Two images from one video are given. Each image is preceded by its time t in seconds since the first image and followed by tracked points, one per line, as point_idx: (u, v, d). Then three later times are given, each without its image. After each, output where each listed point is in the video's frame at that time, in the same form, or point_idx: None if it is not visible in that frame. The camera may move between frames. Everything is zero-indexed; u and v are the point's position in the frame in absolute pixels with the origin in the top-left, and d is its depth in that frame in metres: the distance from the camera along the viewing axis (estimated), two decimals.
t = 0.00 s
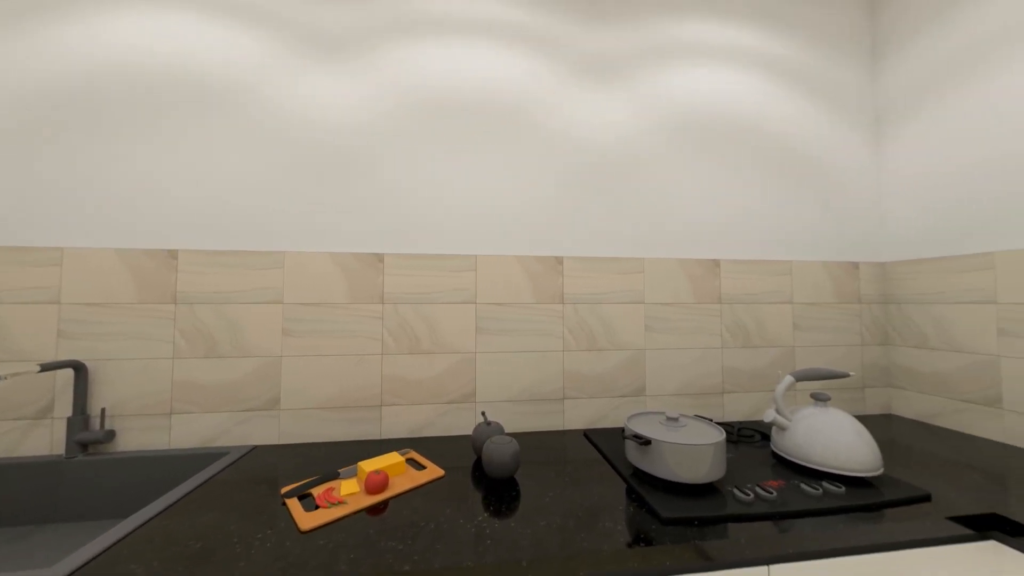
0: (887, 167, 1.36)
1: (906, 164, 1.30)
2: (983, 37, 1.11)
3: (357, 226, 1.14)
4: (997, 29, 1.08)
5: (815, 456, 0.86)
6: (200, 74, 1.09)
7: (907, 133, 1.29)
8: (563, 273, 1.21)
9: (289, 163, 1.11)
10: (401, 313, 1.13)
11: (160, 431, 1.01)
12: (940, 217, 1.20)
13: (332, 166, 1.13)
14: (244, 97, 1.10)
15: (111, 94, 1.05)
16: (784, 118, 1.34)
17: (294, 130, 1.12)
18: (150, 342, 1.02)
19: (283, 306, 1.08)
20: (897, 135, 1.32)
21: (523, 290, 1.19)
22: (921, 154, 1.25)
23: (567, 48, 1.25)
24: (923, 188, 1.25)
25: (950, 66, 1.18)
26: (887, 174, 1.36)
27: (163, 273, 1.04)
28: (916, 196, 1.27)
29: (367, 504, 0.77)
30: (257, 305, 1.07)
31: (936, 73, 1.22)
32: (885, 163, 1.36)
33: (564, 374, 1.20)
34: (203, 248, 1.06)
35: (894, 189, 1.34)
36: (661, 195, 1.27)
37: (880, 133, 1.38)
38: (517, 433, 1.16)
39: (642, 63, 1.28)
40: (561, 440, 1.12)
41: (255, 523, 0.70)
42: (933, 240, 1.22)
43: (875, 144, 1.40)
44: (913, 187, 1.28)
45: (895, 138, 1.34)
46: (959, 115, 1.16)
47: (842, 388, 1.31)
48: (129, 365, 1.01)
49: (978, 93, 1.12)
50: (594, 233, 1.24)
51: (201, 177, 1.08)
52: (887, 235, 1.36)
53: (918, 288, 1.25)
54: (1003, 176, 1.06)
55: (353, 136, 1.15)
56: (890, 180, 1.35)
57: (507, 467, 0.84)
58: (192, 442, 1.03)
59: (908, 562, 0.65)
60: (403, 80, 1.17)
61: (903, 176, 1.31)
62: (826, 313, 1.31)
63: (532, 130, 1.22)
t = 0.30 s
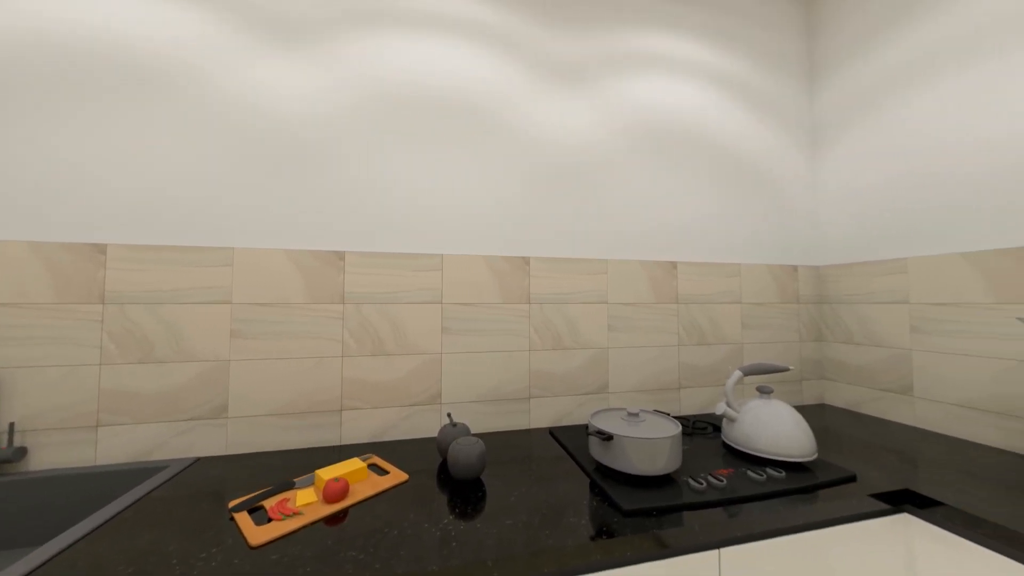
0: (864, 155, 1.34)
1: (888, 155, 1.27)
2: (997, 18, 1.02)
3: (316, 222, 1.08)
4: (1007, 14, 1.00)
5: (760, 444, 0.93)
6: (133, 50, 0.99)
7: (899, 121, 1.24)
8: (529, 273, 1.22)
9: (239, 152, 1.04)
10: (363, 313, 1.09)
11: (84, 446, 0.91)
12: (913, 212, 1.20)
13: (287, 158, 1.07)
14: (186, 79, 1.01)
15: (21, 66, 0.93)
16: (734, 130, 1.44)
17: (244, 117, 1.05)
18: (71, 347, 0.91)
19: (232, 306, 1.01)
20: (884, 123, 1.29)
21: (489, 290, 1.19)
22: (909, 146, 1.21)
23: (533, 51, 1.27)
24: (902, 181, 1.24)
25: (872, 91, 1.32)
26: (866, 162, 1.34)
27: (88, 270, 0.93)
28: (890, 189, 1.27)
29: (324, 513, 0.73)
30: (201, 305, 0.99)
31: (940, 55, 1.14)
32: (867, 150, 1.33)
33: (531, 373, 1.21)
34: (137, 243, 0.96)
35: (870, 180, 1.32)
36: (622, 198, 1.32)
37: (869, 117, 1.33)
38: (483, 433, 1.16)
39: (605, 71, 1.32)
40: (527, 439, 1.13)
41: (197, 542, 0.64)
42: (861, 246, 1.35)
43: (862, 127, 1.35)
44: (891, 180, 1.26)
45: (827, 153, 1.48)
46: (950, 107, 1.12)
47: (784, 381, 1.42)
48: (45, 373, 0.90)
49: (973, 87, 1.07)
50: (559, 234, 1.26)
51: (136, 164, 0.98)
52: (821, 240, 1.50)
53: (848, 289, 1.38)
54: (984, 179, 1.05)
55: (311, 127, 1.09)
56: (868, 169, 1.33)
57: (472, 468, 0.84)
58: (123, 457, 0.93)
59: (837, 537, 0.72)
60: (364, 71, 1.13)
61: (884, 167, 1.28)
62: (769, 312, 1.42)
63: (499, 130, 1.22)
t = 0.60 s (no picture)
0: (860, 141, 1.29)
1: (886, 143, 1.22)
2: None
3: (268, 216, 1.01)
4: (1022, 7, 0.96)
5: (710, 435, 1.00)
6: (49, 17, 0.87)
7: (903, 107, 1.18)
8: (495, 273, 1.22)
9: (179, 138, 0.95)
10: (319, 314, 1.04)
11: None
12: (903, 205, 1.18)
13: (235, 147, 0.99)
14: (115, 54, 0.91)
15: None
16: (688, 140, 1.53)
17: (185, 100, 0.96)
18: None
19: (169, 306, 0.92)
20: (885, 108, 1.23)
21: (454, 290, 1.17)
22: (911, 133, 1.16)
23: (501, 52, 1.28)
24: (897, 171, 1.20)
25: (806, 111, 1.46)
26: (860, 149, 1.29)
27: None
28: (880, 180, 1.24)
29: (276, 527, 0.69)
30: (132, 305, 0.89)
31: (961, 36, 1.06)
32: (868, 134, 1.27)
33: (496, 373, 1.21)
34: (51, 235, 0.85)
35: (864, 167, 1.28)
36: (585, 201, 1.36)
37: (872, 100, 1.26)
38: (447, 435, 1.14)
39: (570, 77, 1.36)
40: (492, 439, 1.13)
41: (126, 568, 0.58)
42: (798, 251, 1.48)
43: (862, 111, 1.29)
44: (884, 168, 1.23)
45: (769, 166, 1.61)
46: (960, 97, 1.07)
47: (731, 375, 1.53)
48: None
49: (972, 87, 1.04)
50: (524, 234, 1.27)
51: (51, 146, 0.86)
52: (763, 245, 1.63)
53: (786, 290, 1.51)
54: (988, 174, 1.01)
55: (264, 115, 1.02)
56: (861, 155, 1.29)
57: (436, 471, 0.82)
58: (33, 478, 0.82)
59: (776, 518, 0.78)
60: (324, 59, 1.08)
61: (880, 155, 1.24)
62: (719, 312, 1.52)
63: (466, 129, 1.22)
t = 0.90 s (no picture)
0: (860, 130, 1.24)
1: (891, 132, 1.16)
2: None
3: (213, 209, 0.93)
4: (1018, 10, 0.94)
5: (666, 428, 1.05)
6: None
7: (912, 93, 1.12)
8: (460, 273, 1.20)
9: (107, 119, 0.85)
10: (272, 314, 0.97)
11: None
12: (907, 196, 1.13)
13: (175, 132, 0.91)
14: (28, 21, 0.80)
15: None
16: (648, 147, 1.60)
17: (112, 77, 0.86)
18: None
19: (94, 306, 0.82)
20: (889, 96, 1.17)
21: (418, 289, 1.15)
22: (920, 122, 1.10)
23: (468, 50, 1.27)
24: (901, 162, 1.14)
25: (753, 125, 1.58)
26: (860, 138, 1.23)
27: None
28: (880, 172, 1.18)
29: (220, 545, 0.63)
30: (47, 306, 0.79)
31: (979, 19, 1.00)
32: (873, 121, 1.20)
33: (461, 374, 1.20)
34: None
35: (866, 157, 1.22)
36: (551, 202, 1.38)
37: (878, 85, 1.20)
38: (411, 438, 1.12)
39: (536, 79, 1.38)
40: (456, 440, 1.12)
41: None
42: (745, 255, 1.60)
43: (864, 98, 1.23)
44: (884, 159, 1.18)
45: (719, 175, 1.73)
46: (976, 84, 1.01)
47: (685, 371, 1.62)
48: None
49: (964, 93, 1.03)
50: (490, 234, 1.27)
51: None
52: (714, 249, 1.74)
53: (735, 291, 1.62)
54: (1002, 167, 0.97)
55: (209, 99, 0.94)
56: (859, 145, 1.24)
57: (398, 476, 0.80)
58: None
59: (724, 504, 0.84)
60: (272, 42, 1.01)
61: (884, 144, 1.18)
62: (675, 311, 1.60)
63: (431, 126, 1.19)
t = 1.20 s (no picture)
0: (868, 126, 1.19)
1: (904, 127, 1.12)
2: None
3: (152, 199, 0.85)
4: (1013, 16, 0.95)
5: (628, 424, 1.09)
6: None
7: (925, 88, 1.09)
8: (426, 273, 1.18)
9: (21, 94, 0.75)
10: (219, 315, 0.90)
11: None
12: (920, 195, 1.09)
13: (106, 112, 0.82)
14: None
15: None
16: (612, 153, 1.66)
17: (34, 50, 0.76)
18: None
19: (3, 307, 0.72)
20: (898, 91, 1.13)
21: (382, 289, 1.11)
22: (936, 118, 1.07)
23: (436, 46, 1.25)
24: (913, 159, 1.10)
25: (708, 136, 1.68)
26: (869, 134, 1.19)
27: None
28: (891, 170, 1.14)
29: (158, 567, 0.58)
30: None
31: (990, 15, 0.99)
32: (884, 117, 1.16)
33: (427, 375, 1.17)
34: None
35: (877, 153, 1.17)
36: (519, 203, 1.39)
37: (887, 80, 1.16)
38: (373, 443, 1.08)
39: (505, 80, 1.38)
40: (421, 443, 1.09)
41: None
42: (701, 257, 1.69)
43: (872, 94, 1.19)
44: (893, 156, 1.14)
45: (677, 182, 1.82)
46: (990, 81, 0.98)
47: (645, 369, 1.69)
48: None
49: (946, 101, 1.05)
50: (458, 233, 1.25)
51: None
52: (673, 252, 1.83)
53: (691, 292, 1.71)
54: None
55: (158, 83, 0.86)
56: (866, 142, 1.20)
57: (360, 483, 0.77)
58: None
59: (681, 493, 0.89)
60: (249, 32, 0.97)
61: (897, 140, 1.13)
62: (636, 311, 1.66)
63: (399, 122, 1.17)
